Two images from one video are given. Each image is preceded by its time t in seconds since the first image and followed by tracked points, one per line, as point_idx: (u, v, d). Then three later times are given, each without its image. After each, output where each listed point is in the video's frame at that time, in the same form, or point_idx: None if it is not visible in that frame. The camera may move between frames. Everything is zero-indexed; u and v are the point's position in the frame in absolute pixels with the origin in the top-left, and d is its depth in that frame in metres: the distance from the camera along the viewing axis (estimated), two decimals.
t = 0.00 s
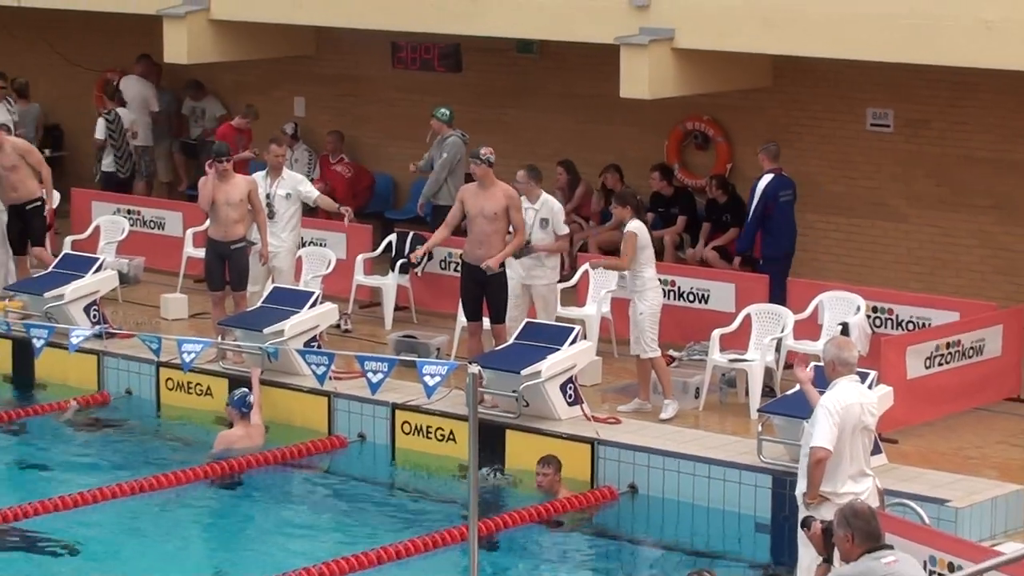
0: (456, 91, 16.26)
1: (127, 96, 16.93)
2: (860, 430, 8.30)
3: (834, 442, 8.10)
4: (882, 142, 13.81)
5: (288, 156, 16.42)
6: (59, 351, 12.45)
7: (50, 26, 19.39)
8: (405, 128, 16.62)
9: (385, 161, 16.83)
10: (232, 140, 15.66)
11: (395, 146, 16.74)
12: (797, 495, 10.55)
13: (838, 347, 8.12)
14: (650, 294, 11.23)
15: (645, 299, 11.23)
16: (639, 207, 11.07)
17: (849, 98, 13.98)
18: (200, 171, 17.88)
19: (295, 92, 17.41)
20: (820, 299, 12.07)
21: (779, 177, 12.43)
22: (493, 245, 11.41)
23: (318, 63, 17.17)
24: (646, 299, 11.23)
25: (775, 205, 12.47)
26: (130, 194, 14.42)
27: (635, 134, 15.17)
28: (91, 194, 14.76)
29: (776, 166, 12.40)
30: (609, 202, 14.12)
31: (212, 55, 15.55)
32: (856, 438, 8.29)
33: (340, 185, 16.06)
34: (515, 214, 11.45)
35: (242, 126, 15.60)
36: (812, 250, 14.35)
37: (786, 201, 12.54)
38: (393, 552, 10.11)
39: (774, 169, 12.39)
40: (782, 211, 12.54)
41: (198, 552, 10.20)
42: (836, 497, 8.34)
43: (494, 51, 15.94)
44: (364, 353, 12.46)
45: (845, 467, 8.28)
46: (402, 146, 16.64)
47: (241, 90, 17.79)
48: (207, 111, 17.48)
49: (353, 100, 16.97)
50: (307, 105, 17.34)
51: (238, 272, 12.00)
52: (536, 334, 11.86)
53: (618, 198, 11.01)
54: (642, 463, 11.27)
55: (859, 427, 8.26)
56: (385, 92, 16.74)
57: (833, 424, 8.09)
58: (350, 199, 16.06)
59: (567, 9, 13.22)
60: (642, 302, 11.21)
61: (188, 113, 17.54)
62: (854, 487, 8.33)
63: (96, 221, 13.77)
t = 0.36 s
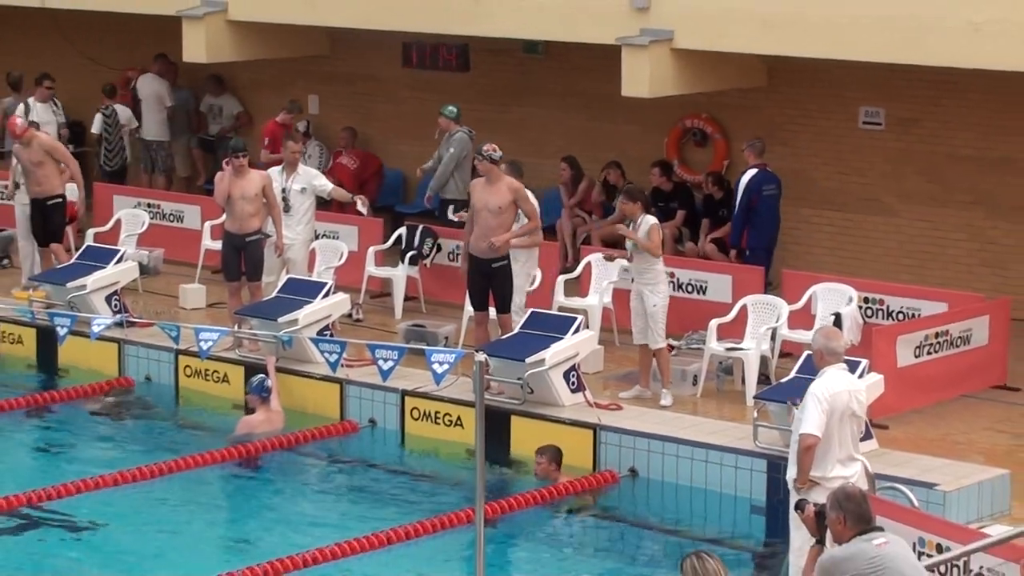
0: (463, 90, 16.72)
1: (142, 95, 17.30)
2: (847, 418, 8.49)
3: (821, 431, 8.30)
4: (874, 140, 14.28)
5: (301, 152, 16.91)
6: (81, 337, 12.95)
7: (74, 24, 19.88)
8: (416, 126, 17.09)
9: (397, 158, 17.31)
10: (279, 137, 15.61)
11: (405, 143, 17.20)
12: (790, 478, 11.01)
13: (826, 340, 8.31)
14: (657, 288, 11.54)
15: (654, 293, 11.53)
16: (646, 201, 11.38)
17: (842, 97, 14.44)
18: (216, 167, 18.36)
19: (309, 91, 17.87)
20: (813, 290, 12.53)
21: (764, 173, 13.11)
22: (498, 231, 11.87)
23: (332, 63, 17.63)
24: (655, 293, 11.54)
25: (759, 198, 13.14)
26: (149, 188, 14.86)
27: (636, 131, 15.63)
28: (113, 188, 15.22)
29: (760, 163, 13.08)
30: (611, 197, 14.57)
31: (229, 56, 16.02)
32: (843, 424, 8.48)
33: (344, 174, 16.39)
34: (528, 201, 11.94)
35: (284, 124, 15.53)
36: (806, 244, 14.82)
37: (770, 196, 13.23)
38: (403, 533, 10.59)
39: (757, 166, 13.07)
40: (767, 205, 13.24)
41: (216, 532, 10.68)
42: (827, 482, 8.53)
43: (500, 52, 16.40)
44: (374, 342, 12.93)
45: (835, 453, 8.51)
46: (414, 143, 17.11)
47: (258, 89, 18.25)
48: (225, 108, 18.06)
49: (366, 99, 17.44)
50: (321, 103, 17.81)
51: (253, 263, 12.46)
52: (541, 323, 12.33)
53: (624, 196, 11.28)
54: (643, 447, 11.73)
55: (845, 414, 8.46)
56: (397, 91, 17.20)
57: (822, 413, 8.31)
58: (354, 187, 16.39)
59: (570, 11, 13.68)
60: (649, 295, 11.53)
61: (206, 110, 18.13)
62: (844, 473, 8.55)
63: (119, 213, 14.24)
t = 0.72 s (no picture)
0: (474, 90, 17.21)
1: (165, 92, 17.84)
2: (836, 408, 8.66)
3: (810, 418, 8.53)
4: (869, 142, 14.76)
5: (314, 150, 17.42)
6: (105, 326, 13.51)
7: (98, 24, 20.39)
8: (428, 125, 17.58)
9: (411, 156, 17.80)
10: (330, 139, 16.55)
11: (418, 142, 17.69)
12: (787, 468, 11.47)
13: (815, 332, 8.59)
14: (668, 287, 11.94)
15: (666, 292, 11.93)
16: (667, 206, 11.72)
17: (839, 100, 14.93)
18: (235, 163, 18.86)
19: (326, 91, 18.37)
20: (811, 286, 13.02)
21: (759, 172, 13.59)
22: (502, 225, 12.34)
23: (348, 64, 18.13)
24: (666, 292, 11.94)
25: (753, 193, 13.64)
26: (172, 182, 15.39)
27: (638, 132, 16.11)
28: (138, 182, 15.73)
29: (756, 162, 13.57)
30: (615, 194, 15.05)
31: (246, 56, 16.50)
32: (832, 414, 8.65)
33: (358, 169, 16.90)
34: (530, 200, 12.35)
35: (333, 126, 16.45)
36: (803, 241, 15.30)
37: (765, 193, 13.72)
38: (415, 517, 11.07)
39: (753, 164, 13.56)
40: (760, 202, 13.73)
41: (235, 514, 11.16)
42: (817, 471, 8.71)
43: (509, 54, 16.88)
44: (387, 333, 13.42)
45: (826, 442, 8.71)
46: (426, 142, 17.60)
47: (277, 88, 18.75)
48: (244, 107, 18.47)
49: (381, 98, 17.93)
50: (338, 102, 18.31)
51: (271, 256, 12.92)
52: (547, 316, 12.81)
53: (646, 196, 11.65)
54: (645, 436, 12.20)
55: (835, 405, 8.65)
56: (410, 92, 17.69)
57: (811, 401, 8.52)
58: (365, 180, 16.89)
59: (577, 16, 14.16)
60: (664, 286, 11.91)
61: (227, 109, 18.54)
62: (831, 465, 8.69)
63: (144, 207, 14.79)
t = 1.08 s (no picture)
0: (493, 93, 17.71)
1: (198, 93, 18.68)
2: (838, 401, 9.07)
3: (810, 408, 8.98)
4: (873, 145, 15.25)
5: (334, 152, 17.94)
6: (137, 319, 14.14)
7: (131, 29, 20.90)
8: (447, 128, 18.08)
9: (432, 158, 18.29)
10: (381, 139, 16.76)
11: (438, 144, 18.18)
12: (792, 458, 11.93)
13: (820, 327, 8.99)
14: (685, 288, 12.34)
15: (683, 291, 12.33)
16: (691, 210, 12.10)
17: (844, 105, 15.41)
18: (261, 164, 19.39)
19: (348, 94, 18.86)
20: (816, 283, 13.49)
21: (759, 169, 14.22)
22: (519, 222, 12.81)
23: (372, 68, 18.63)
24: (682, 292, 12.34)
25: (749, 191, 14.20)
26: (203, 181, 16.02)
27: (649, 135, 16.59)
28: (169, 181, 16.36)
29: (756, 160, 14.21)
30: (628, 195, 15.49)
31: (273, 59, 17.02)
32: (834, 407, 9.06)
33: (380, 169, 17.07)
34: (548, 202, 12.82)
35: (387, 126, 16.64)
36: (809, 241, 15.79)
37: (768, 193, 14.28)
38: (436, 503, 11.51)
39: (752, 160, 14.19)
40: (764, 201, 14.28)
41: (263, 499, 11.62)
42: (818, 460, 9.15)
43: (526, 59, 17.36)
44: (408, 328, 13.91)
45: (825, 435, 9.12)
46: (445, 144, 18.10)
47: (302, 91, 19.26)
48: (271, 109, 18.95)
49: (403, 101, 18.43)
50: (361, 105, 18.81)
51: (297, 253, 13.43)
52: (562, 311, 13.29)
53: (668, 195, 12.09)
54: (655, 427, 12.67)
55: (837, 397, 9.06)
56: (430, 95, 18.20)
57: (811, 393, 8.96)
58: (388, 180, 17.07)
59: (592, 21, 14.63)
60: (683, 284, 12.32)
61: (255, 110, 19.03)
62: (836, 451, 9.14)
63: (174, 204, 15.47)
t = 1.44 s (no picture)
0: (511, 101, 18.21)
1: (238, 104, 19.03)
2: (847, 400, 9.62)
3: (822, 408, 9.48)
4: (877, 150, 15.74)
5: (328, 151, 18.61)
6: (168, 320, 14.82)
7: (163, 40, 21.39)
8: (467, 134, 18.59)
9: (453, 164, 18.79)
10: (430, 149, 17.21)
11: (457, 150, 18.69)
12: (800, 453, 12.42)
13: (830, 327, 9.47)
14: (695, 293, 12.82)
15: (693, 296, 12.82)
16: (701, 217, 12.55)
17: (849, 112, 15.90)
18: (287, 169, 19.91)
19: (371, 102, 19.39)
20: (821, 284, 13.99)
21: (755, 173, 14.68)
22: (543, 228, 13.31)
23: (394, 77, 19.14)
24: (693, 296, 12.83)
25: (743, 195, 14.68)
26: (230, 186, 16.78)
27: (659, 141, 17.09)
28: (198, 186, 17.07)
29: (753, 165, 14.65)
30: (641, 199, 15.98)
31: (297, 68, 17.54)
32: (842, 405, 9.60)
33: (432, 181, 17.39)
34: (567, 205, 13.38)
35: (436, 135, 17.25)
36: (815, 243, 16.28)
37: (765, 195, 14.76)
38: (456, 496, 12.00)
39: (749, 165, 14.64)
40: (762, 203, 14.77)
41: (290, 491, 12.12)
42: (829, 456, 9.66)
43: (542, 67, 17.85)
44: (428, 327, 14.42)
45: (839, 433, 9.64)
46: (465, 149, 18.60)
47: (327, 99, 19.76)
48: (296, 117, 19.45)
49: (424, 108, 18.94)
50: (384, 113, 19.32)
51: (321, 256, 13.95)
52: (577, 311, 13.79)
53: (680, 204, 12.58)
54: (666, 422, 13.17)
55: (843, 396, 9.57)
56: (450, 103, 18.70)
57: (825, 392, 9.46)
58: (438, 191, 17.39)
59: (606, 32, 15.12)
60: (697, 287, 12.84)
61: (280, 117, 19.54)
62: (846, 448, 9.65)
63: (203, 208, 16.24)
